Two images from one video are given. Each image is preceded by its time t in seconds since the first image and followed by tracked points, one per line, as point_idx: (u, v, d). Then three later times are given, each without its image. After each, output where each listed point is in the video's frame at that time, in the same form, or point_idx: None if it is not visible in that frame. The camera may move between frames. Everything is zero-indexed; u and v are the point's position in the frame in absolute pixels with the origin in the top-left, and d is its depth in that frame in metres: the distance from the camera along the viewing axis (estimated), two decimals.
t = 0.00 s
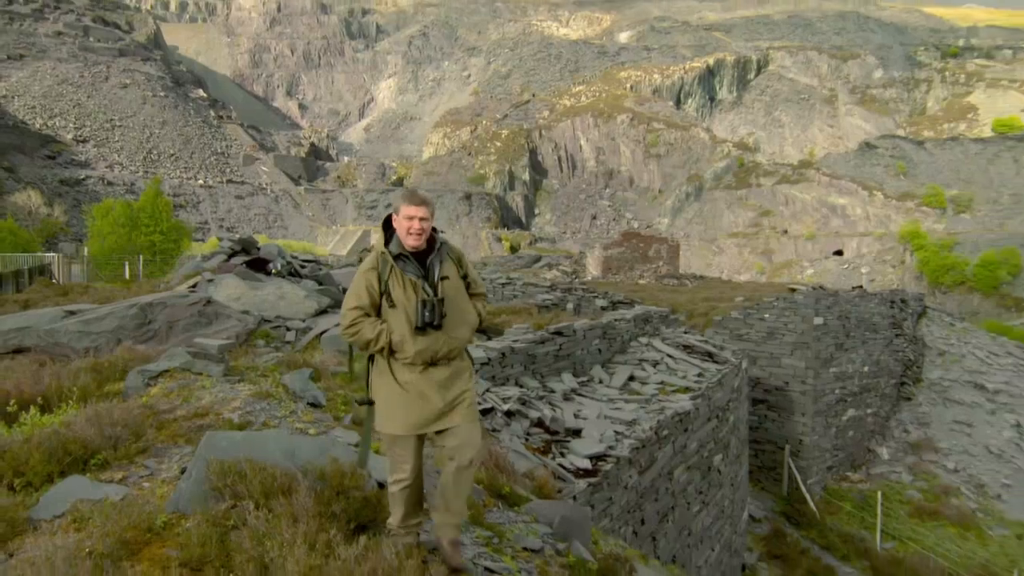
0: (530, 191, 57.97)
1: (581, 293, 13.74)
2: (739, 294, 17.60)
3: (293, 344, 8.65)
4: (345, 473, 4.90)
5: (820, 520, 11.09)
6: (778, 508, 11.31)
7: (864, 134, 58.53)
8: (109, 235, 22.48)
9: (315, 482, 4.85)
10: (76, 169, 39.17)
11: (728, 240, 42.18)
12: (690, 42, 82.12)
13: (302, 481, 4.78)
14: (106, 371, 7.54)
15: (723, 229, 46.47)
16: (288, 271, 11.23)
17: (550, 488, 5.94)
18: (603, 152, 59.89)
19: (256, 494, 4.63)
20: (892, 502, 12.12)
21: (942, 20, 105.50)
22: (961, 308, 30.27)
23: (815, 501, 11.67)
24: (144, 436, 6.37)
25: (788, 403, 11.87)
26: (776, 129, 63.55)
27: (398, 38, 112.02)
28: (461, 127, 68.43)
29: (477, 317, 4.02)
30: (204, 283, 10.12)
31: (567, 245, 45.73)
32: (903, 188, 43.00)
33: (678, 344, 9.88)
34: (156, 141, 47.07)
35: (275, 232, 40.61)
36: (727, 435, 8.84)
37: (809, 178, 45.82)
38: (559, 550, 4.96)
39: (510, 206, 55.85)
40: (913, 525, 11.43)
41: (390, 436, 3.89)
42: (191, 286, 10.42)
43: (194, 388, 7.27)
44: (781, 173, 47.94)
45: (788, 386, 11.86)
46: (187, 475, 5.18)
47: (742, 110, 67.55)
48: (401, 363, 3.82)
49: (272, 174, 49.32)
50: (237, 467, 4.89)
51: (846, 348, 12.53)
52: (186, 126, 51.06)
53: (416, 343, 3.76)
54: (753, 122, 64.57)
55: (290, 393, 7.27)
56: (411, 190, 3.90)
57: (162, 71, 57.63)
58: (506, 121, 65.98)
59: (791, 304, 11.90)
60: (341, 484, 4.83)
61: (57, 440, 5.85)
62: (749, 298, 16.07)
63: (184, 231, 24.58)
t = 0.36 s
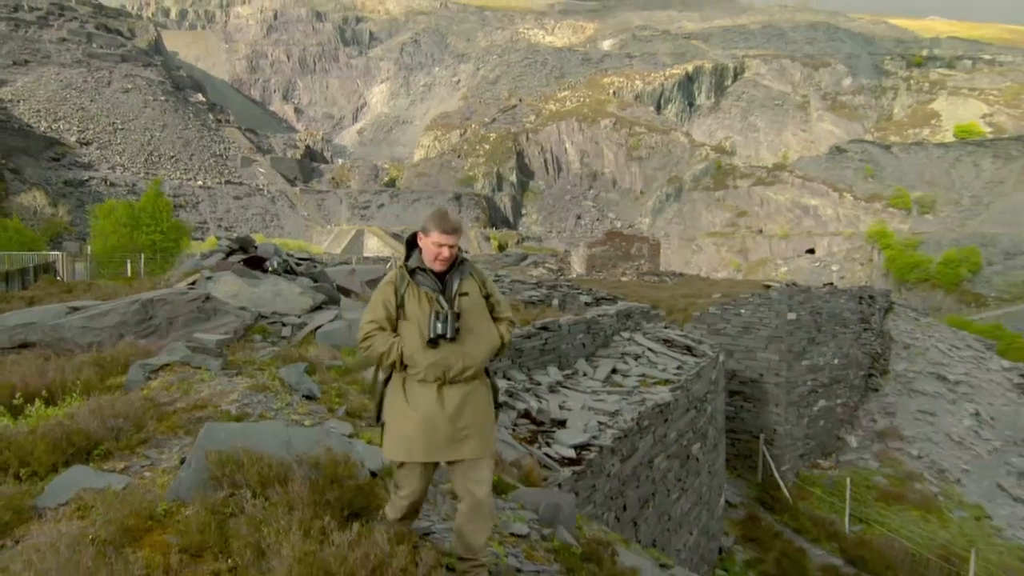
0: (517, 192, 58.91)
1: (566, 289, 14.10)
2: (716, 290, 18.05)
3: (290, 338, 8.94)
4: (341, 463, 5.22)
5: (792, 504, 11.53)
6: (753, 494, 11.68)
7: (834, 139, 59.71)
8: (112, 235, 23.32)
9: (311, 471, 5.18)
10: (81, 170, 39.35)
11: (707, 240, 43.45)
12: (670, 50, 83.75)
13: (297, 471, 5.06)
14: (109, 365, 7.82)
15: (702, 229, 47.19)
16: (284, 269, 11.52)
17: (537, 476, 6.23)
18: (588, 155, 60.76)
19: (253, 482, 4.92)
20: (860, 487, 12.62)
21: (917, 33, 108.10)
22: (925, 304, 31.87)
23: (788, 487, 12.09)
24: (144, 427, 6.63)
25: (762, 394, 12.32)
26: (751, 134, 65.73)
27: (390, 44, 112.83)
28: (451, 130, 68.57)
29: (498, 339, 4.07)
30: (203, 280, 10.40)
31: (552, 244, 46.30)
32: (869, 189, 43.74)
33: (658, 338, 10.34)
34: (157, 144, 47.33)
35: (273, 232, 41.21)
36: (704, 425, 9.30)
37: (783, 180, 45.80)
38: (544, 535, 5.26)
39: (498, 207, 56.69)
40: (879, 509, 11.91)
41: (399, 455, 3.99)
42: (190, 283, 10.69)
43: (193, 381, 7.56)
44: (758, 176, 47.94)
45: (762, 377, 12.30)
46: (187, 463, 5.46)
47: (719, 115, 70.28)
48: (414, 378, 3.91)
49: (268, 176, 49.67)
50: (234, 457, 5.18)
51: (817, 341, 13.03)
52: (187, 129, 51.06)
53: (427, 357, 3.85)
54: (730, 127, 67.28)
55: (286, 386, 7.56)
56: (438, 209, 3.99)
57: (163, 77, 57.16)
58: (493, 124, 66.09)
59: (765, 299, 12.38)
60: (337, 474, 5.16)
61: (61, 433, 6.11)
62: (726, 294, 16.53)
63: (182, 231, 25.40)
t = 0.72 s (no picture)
0: (502, 189, 58.75)
1: (551, 283, 14.37)
2: (696, 284, 18.46)
3: (282, 331, 9.17)
4: (331, 451, 5.37)
5: (767, 488, 11.88)
6: (730, 479, 12.05)
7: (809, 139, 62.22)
8: (108, 229, 23.52)
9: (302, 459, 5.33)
10: (77, 168, 39.19)
11: (686, 235, 47.42)
12: (650, 52, 85.45)
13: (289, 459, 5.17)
14: (106, 357, 8.01)
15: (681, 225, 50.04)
16: (277, 264, 11.71)
17: (522, 463, 6.36)
18: (572, 154, 61.23)
19: (246, 471, 5.03)
20: (830, 472, 13.04)
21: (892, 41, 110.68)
22: (893, 296, 35.36)
23: (764, 472, 12.48)
24: (140, 418, 6.83)
25: (738, 384, 12.69)
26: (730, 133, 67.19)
27: (380, 45, 113.16)
28: (439, 130, 68.13)
29: (509, 337, 4.14)
30: (197, 274, 10.59)
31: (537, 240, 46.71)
32: (841, 187, 46.67)
33: (639, 330, 10.75)
34: (152, 141, 46.94)
35: (265, 228, 41.33)
36: (683, 414, 9.69)
37: (759, 178, 48.57)
38: (529, 519, 5.54)
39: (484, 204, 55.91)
40: (849, 493, 12.36)
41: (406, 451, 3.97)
42: (185, 277, 10.88)
43: (188, 372, 7.78)
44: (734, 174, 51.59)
45: (739, 368, 12.66)
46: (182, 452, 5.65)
47: (698, 115, 71.32)
48: (420, 372, 3.97)
49: (261, 173, 49.57)
50: (226, 446, 5.30)
51: (791, 333, 13.49)
52: (182, 127, 50.58)
53: (435, 352, 3.91)
54: (708, 126, 68.17)
55: (278, 377, 7.78)
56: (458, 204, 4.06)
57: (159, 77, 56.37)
58: (480, 123, 66.50)
59: (740, 293, 12.77)
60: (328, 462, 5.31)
61: (57, 423, 6.29)
62: (705, 288, 16.91)
63: (176, 228, 25.69)
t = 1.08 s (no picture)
0: (486, 183, 59.17)
1: (534, 276, 14.64)
2: (675, 276, 18.86)
3: (272, 322, 9.36)
4: (319, 440, 5.54)
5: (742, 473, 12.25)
6: (707, 464, 12.37)
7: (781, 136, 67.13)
8: (100, 223, 23.26)
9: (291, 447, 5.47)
10: (69, 162, 38.66)
11: (664, 230, 49.59)
12: (630, 51, 86.71)
13: (279, 446, 5.33)
14: (97, 349, 8.17)
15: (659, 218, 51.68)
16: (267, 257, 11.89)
17: (506, 450, 6.59)
18: (555, 150, 62.12)
19: (236, 458, 5.17)
20: (802, 457, 13.44)
21: (864, 45, 113.51)
22: (864, 288, 39.36)
23: (739, 457, 12.87)
24: (132, 408, 6.99)
25: (714, 373, 13.06)
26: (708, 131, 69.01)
27: (367, 43, 113.35)
28: (426, 125, 68.93)
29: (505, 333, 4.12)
30: (188, 268, 10.73)
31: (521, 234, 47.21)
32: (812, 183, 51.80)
33: (620, 321, 11.08)
34: (144, 136, 46.56)
35: (255, 222, 41.33)
36: (662, 402, 10.05)
37: (736, 174, 51.55)
38: (512, 504, 5.76)
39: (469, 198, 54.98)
40: (820, 476, 12.78)
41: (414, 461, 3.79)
42: (176, 271, 11.01)
43: (178, 363, 7.95)
44: (711, 170, 53.29)
45: (715, 357, 13.04)
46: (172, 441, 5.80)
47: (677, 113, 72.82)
48: (433, 376, 3.74)
49: (252, 168, 49.41)
50: (216, 435, 5.44)
51: (765, 324, 13.90)
52: (173, 123, 50.13)
53: (454, 355, 3.72)
54: (686, 124, 69.77)
55: (267, 367, 7.96)
56: (463, 191, 3.82)
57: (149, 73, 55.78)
58: (465, 120, 66.81)
59: (717, 284, 13.15)
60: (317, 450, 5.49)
61: (50, 412, 6.44)
62: (683, 280, 17.28)
63: (167, 221, 25.39)
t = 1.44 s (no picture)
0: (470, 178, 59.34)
1: (518, 269, 14.87)
2: (653, 269, 19.24)
3: (259, 315, 9.52)
4: (305, 429, 5.69)
5: (717, 459, 12.62)
6: (684, 450, 12.71)
7: (756, 133, 68.89)
8: (89, 218, 23.39)
9: (278, 435, 5.61)
10: (57, 157, 38.47)
11: (643, 224, 50.99)
12: (610, 50, 87.50)
13: (266, 436, 5.48)
14: (87, 341, 8.30)
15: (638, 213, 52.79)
16: (254, 251, 12.03)
17: (489, 437, 6.80)
18: (537, 146, 61.69)
19: (224, 448, 5.30)
20: (775, 443, 13.87)
21: (838, 45, 114.94)
22: (834, 280, 43.13)
23: (714, 444, 13.27)
24: (121, 398, 7.12)
25: (691, 363, 13.41)
26: (686, 129, 70.61)
27: (353, 40, 112.26)
28: (410, 122, 68.51)
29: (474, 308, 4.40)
30: (177, 261, 10.86)
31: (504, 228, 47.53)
32: (786, 179, 52.77)
33: (600, 313, 11.39)
34: (132, 132, 46.10)
35: (243, 217, 41.27)
36: (640, 390, 10.38)
37: (711, 170, 52.75)
38: (495, 491, 5.99)
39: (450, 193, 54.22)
40: (791, 461, 13.20)
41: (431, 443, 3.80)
42: (165, 264, 11.13)
43: (167, 354, 8.10)
44: (689, 166, 54.53)
45: (692, 347, 13.39)
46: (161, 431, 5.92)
47: (656, 112, 74.09)
48: (452, 355, 3.79)
49: (240, 163, 49.18)
50: (205, 425, 5.58)
51: (740, 315, 14.29)
52: (161, 119, 49.58)
53: (468, 336, 3.85)
54: (665, 121, 71.77)
55: (256, 359, 8.13)
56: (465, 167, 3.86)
57: (137, 70, 54.83)
58: (449, 117, 66.55)
59: (695, 278, 13.50)
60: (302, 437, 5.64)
61: (39, 404, 6.57)
62: (663, 273, 17.62)
63: (157, 216, 25.47)
